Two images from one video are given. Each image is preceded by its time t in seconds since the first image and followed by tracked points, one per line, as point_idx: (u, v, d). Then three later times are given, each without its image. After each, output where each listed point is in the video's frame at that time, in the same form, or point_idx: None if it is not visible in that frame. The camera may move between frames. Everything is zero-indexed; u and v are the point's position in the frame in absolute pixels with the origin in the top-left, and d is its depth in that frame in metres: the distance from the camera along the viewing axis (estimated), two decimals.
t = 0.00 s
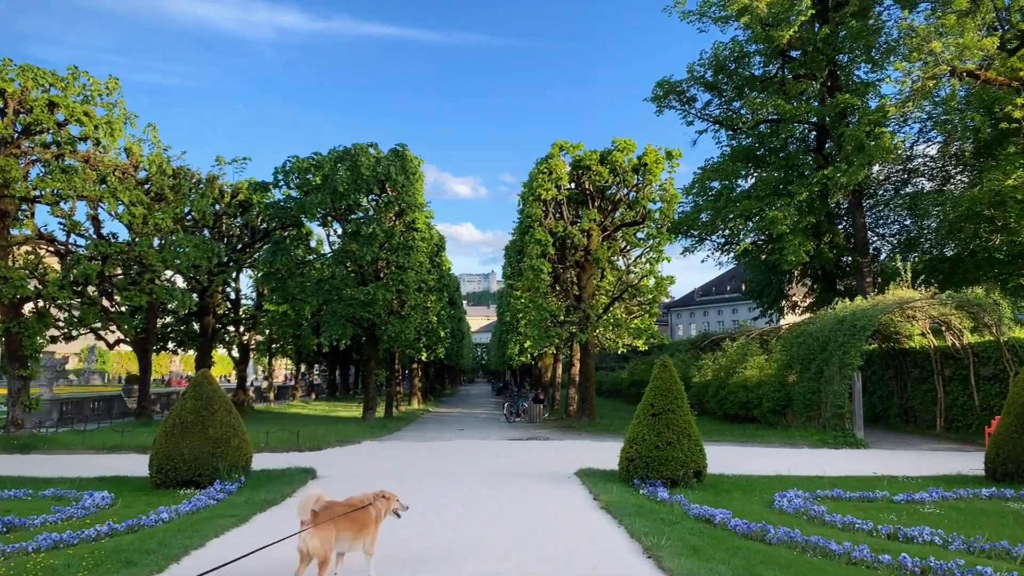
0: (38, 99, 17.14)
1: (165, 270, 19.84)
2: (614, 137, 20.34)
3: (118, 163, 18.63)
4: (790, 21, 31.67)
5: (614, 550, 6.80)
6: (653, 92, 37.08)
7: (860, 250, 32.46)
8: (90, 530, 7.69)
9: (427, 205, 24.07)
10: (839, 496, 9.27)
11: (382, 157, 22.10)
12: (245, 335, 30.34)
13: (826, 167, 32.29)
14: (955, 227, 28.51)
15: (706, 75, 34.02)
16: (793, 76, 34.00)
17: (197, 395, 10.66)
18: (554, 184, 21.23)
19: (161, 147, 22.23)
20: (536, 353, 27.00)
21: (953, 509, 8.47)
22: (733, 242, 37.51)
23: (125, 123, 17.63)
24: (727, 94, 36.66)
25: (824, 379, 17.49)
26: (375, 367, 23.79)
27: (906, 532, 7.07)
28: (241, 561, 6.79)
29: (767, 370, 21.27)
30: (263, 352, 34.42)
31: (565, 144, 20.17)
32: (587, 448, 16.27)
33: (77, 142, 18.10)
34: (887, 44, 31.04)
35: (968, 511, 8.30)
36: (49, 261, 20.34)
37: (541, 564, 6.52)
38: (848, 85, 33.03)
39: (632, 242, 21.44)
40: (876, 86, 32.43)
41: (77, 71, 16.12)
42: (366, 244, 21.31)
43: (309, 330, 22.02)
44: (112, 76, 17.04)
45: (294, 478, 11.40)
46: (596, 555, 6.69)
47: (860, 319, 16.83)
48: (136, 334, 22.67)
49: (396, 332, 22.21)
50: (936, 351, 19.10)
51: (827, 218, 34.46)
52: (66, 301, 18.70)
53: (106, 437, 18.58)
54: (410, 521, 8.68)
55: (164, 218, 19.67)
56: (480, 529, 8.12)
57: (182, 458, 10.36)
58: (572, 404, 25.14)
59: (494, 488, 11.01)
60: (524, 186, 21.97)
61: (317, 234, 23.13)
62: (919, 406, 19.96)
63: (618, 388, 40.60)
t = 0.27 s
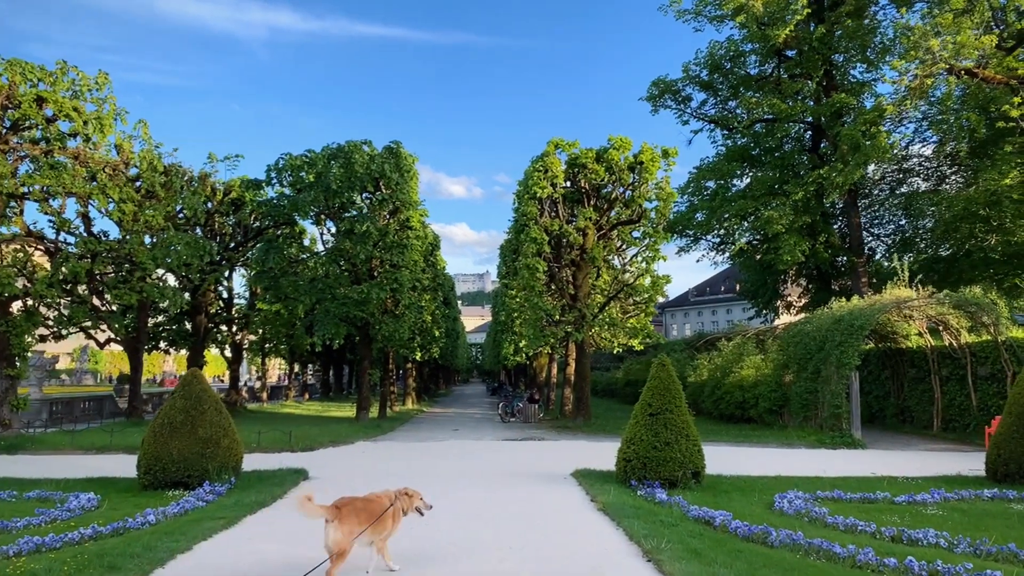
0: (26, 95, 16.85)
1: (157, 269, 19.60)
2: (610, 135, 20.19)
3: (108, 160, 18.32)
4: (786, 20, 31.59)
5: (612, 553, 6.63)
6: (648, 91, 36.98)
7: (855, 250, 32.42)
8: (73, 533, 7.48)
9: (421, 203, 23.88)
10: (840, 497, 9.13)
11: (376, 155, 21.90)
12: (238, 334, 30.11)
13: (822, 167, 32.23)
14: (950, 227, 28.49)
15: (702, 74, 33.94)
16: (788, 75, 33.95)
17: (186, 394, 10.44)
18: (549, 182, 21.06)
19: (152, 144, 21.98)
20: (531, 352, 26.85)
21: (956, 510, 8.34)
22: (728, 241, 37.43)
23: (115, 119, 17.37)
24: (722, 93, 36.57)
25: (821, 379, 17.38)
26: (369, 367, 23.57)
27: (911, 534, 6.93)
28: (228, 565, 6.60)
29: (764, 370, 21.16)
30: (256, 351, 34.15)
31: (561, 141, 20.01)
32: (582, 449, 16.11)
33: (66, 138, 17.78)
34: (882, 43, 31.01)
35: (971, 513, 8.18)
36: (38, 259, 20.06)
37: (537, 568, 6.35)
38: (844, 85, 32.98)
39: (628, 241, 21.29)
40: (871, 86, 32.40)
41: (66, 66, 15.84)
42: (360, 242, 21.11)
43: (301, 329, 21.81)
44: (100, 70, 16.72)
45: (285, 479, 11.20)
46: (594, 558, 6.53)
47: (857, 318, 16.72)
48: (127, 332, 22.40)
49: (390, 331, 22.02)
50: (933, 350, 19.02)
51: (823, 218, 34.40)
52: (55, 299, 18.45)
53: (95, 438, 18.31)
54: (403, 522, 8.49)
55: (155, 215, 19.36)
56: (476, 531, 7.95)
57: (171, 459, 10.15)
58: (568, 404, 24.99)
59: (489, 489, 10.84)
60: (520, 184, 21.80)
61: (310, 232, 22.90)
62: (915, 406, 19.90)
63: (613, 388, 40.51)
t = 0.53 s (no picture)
0: (13, 92, 16.51)
1: (147, 270, 19.30)
2: (605, 134, 20.02)
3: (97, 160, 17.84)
4: (781, 21, 31.53)
5: (611, 559, 6.43)
6: (643, 92, 36.86)
7: (851, 251, 32.38)
8: (55, 541, 7.24)
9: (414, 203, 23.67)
10: (841, 501, 8.97)
11: (368, 155, 21.68)
12: (230, 336, 29.84)
13: (817, 168, 32.17)
14: (946, 228, 28.45)
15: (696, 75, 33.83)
16: (783, 76, 33.89)
17: (174, 396, 10.20)
18: (544, 182, 20.88)
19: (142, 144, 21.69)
20: (526, 354, 26.66)
21: (959, 514, 8.19)
22: (723, 242, 37.35)
23: (104, 118, 17.02)
24: (717, 94, 36.49)
25: (819, 380, 17.24)
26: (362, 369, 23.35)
27: (916, 539, 6.77)
28: (214, 573, 6.38)
29: (760, 371, 21.03)
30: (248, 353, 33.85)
31: (556, 141, 19.83)
32: (578, 451, 15.92)
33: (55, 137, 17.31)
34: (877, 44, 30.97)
35: (975, 516, 8.03)
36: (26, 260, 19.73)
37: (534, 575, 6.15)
38: (839, 86, 32.93)
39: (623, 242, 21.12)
40: (866, 87, 32.36)
41: (53, 63, 15.54)
42: (352, 243, 20.89)
43: (294, 331, 21.56)
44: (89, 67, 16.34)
45: (275, 483, 10.96)
46: (592, 564, 6.33)
47: (855, 319, 16.59)
48: (117, 334, 22.12)
49: (383, 332, 21.80)
50: (929, 352, 18.94)
51: (818, 219, 34.34)
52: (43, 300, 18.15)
53: (84, 441, 18.02)
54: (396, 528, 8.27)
55: (145, 215, 18.91)
56: (470, 536, 7.75)
57: (158, 463, 9.91)
58: (563, 406, 24.82)
59: (483, 493, 10.62)
60: (514, 184, 21.60)
61: (302, 233, 22.66)
62: (912, 408, 19.82)
63: (608, 390, 40.41)
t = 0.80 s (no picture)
0: (4, 86, 16.22)
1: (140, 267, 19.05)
2: (604, 130, 19.82)
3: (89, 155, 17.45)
4: (780, 17, 31.38)
5: (611, 561, 6.27)
6: (641, 89, 36.67)
7: (850, 249, 32.27)
8: (41, 542, 7.05)
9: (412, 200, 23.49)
10: (845, 501, 8.81)
11: (365, 150, 21.47)
12: (227, 333, 29.63)
13: (817, 165, 32.02)
14: (946, 226, 28.33)
15: (695, 72, 33.64)
16: (782, 73, 33.72)
17: (166, 395, 10.02)
18: (542, 179, 20.69)
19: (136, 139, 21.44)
20: (524, 352, 26.49)
21: (966, 514, 8.05)
22: (722, 240, 37.19)
23: (96, 112, 16.73)
24: (716, 91, 36.31)
25: (819, 379, 17.10)
26: (358, 367, 23.16)
27: (925, 541, 6.62)
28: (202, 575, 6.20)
29: (760, 369, 20.89)
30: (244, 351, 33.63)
31: (555, 137, 19.64)
32: (576, 450, 15.75)
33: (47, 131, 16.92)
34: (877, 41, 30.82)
35: (982, 517, 7.89)
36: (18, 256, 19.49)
37: None
38: (838, 82, 32.78)
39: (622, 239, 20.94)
40: (865, 83, 32.21)
41: (45, 57, 15.29)
42: (349, 240, 20.69)
43: (290, 328, 21.36)
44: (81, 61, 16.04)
45: (269, 483, 10.78)
46: (592, 566, 6.16)
47: (856, 317, 16.44)
48: (111, 332, 21.90)
49: (380, 330, 21.61)
50: (930, 350, 18.83)
51: (817, 216, 34.21)
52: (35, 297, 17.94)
53: (77, 439, 17.79)
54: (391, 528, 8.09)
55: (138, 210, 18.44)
56: (467, 538, 7.58)
57: (149, 462, 9.72)
58: (561, 404, 24.65)
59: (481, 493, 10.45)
60: (512, 180, 21.40)
61: (299, 230, 22.45)
62: (913, 406, 19.71)
63: (606, 388, 40.26)
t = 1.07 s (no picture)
0: None
1: (135, 265, 18.81)
2: (605, 128, 19.63)
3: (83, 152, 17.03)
4: (780, 16, 31.23)
5: (615, 566, 6.09)
6: (641, 87, 36.50)
7: (850, 248, 32.14)
8: (27, 546, 6.85)
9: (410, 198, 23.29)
10: (852, 503, 8.64)
11: (362, 148, 21.27)
12: (223, 333, 29.41)
13: (817, 164, 31.87)
14: (947, 225, 28.19)
15: (695, 70, 33.48)
16: (782, 71, 33.56)
17: (158, 394, 9.82)
18: (542, 176, 20.50)
19: (131, 136, 21.21)
20: (523, 351, 26.31)
21: (976, 517, 7.88)
22: (722, 239, 37.02)
23: (90, 107, 16.44)
24: (716, 90, 36.14)
25: (821, 378, 16.94)
26: (356, 366, 22.95)
27: (937, 545, 6.45)
28: None
29: (760, 369, 20.73)
30: (241, 350, 33.42)
31: (554, 134, 19.44)
32: (576, 450, 15.57)
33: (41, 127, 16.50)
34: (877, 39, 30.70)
35: (992, 520, 7.72)
36: (12, 254, 19.26)
37: None
38: (838, 81, 32.63)
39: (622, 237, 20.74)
40: (866, 82, 32.05)
41: (38, 52, 15.08)
42: (346, 238, 20.48)
43: (287, 328, 21.15)
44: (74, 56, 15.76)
45: (264, 484, 10.58)
46: (595, 570, 5.98)
47: (859, 316, 16.27)
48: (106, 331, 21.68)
49: (377, 329, 21.41)
50: (933, 349, 18.69)
51: (817, 215, 34.06)
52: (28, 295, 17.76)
53: (71, 440, 17.57)
54: (388, 531, 7.90)
55: (133, 207, 17.88)
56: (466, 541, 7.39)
57: (141, 463, 9.53)
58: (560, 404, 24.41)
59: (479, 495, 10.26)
60: (512, 178, 21.21)
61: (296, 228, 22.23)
62: (915, 406, 19.57)
63: (605, 388, 40.10)
